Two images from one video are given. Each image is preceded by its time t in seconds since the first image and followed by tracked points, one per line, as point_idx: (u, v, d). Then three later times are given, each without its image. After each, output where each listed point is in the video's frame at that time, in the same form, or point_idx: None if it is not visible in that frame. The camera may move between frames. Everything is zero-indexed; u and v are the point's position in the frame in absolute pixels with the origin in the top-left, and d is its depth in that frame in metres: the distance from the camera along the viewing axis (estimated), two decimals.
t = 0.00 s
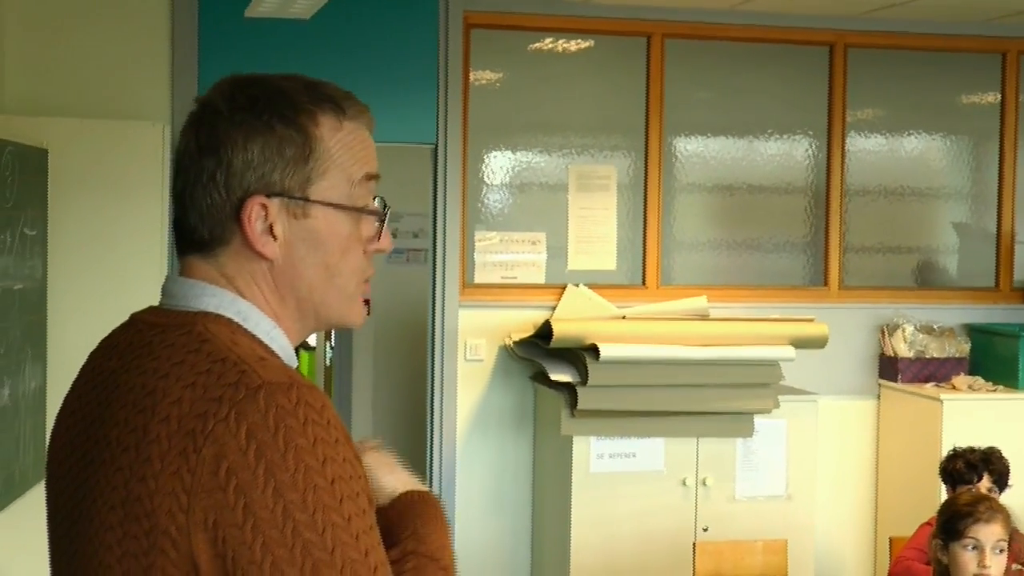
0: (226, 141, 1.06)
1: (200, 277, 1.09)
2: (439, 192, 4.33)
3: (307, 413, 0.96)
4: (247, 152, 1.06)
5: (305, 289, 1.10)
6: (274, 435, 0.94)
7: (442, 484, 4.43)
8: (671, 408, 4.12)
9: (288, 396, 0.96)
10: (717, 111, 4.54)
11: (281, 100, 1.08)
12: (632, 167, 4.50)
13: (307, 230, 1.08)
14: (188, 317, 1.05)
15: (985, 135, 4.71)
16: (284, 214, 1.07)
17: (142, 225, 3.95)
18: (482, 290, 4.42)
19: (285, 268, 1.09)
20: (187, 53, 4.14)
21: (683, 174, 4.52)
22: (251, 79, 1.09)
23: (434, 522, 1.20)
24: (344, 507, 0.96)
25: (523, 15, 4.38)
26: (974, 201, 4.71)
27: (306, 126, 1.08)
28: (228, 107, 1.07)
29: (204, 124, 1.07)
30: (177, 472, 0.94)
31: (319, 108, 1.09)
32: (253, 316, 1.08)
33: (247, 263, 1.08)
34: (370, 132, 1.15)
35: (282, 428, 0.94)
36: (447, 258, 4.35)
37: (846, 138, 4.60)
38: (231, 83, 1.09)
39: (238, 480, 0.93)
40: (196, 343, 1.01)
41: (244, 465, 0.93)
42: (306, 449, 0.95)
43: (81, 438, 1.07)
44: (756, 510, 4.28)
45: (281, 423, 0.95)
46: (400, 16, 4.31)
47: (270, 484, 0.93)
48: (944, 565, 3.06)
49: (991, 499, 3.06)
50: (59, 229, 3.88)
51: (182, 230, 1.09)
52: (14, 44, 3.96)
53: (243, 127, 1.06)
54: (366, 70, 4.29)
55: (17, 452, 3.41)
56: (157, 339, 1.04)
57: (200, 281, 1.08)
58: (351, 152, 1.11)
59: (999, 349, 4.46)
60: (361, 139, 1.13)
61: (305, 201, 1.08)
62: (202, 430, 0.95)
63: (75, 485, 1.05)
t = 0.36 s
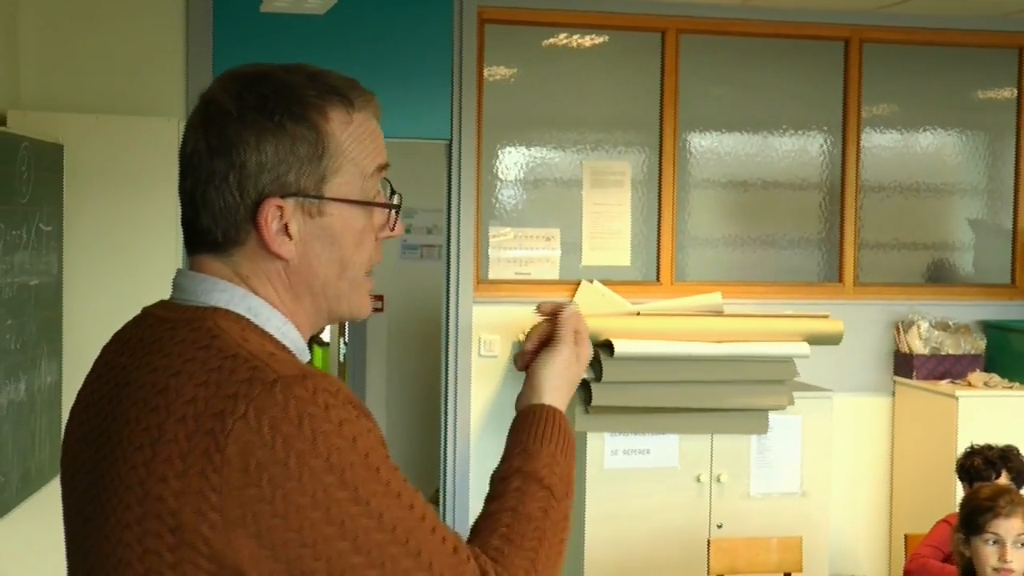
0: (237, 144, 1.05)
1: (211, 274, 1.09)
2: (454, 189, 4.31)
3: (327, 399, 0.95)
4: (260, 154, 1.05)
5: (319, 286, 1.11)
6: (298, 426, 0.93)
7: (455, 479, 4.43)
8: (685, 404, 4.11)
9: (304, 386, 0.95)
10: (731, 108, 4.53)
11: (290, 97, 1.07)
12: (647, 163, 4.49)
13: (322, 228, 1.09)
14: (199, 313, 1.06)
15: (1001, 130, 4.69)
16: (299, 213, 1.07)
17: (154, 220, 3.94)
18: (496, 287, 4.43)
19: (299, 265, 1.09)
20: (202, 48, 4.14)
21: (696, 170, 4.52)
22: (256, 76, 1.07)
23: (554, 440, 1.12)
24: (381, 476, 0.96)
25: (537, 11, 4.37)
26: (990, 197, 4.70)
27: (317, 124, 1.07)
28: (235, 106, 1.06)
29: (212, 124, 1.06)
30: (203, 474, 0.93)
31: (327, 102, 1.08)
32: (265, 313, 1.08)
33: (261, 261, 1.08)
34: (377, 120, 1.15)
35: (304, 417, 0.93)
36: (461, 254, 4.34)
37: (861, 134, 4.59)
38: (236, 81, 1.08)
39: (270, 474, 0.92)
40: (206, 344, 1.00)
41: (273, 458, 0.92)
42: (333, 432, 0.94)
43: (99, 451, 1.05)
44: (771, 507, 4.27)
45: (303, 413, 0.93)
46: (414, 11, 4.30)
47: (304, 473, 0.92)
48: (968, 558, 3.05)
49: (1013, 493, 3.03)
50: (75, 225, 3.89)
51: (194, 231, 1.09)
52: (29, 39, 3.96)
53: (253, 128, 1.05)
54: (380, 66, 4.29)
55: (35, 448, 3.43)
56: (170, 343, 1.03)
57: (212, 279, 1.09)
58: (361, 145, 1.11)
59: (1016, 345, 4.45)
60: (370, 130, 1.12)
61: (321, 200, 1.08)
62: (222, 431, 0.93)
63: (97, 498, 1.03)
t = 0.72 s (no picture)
0: (257, 139, 1.06)
1: (230, 275, 1.09)
2: (462, 191, 4.33)
3: (346, 414, 0.97)
4: (280, 150, 1.06)
5: (338, 285, 1.11)
6: (313, 437, 0.95)
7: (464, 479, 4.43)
8: (694, 406, 4.10)
9: (326, 397, 0.97)
10: (740, 109, 4.52)
11: (309, 95, 1.08)
12: (656, 164, 4.49)
13: (341, 225, 1.09)
14: (220, 316, 1.06)
15: (1011, 131, 4.68)
16: (317, 210, 1.08)
17: (162, 221, 3.93)
18: (505, 288, 4.42)
19: (318, 263, 1.09)
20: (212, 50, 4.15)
21: (705, 172, 4.51)
22: (275, 74, 1.09)
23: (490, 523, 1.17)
24: (383, 507, 0.97)
25: (546, 12, 4.37)
26: (1000, 199, 4.69)
27: (336, 120, 1.08)
28: (254, 103, 1.07)
29: (232, 121, 1.07)
30: (215, 474, 0.95)
31: (345, 100, 1.10)
32: (285, 314, 1.08)
33: (280, 260, 1.08)
34: (393, 121, 1.16)
35: (320, 430, 0.95)
36: (470, 255, 4.34)
37: (871, 135, 4.58)
38: (255, 79, 1.09)
39: (277, 482, 0.94)
40: (231, 344, 1.02)
41: (282, 466, 0.94)
42: (344, 450, 0.95)
43: (115, 440, 1.08)
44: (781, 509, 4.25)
45: (320, 425, 0.95)
46: (423, 13, 4.30)
47: (310, 486, 0.94)
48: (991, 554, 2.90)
49: None
50: (85, 226, 3.89)
51: (213, 231, 1.09)
52: (40, 40, 3.96)
53: (272, 124, 1.06)
54: (390, 68, 4.29)
55: (44, 449, 3.43)
56: (191, 341, 1.05)
57: (231, 280, 1.09)
58: (379, 144, 1.12)
59: None
60: (387, 130, 1.13)
61: (339, 197, 1.08)
62: (240, 432, 0.95)
63: (110, 486, 1.06)
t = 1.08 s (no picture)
0: (256, 142, 1.08)
1: (229, 279, 1.11)
2: (461, 193, 4.33)
3: (345, 417, 0.99)
4: (279, 153, 1.08)
5: (337, 285, 1.14)
6: (312, 439, 0.97)
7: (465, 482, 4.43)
8: (694, 409, 4.10)
9: (325, 400, 0.99)
10: (740, 112, 4.53)
11: (306, 96, 1.10)
12: (655, 167, 4.49)
13: (341, 227, 1.12)
14: (219, 320, 1.08)
15: (1011, 134, 4.69)
16: (317, 212, 1.10)
17: (162, 225, 3.93)
18: (504, 291, 4.43)
19: (317, 265, 1.12)
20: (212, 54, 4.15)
21: (705, 175, 4.52)
22: (272, 78, 1.11)
23: (473, 532, 1.19)
24: (383, 509, 0.99)
25: (546, 16, 4.37)
26: (1000, 201, 4.69)
27: (334, 123, 1.10)
28: (253, 107, 1.09)
29: (230, 125, 1.09)
30: (215, 478, 0.97)
31: (343, 102, 1.12)
32: (284, 317, 1.11)
33: (280, 262, 1.11)
34: (389, 121, 1.18)
35: (320, 432, 0.97)
36: (470, 259, 4.35)
37: (870, 136, 4.58)
38: (252, 83, 1.11)
39: (277, 485, 0.96)
40: (229, 348, 1.04)
41: (282, 469, 0.96)
42: (344, 452, 0.98)
43: (110, 447, 1.09)
44: (781, 512, 4.25)
45: (320, 428, 0.97)
46: (422, 16, 4.30)
47: (310, 489, 0.96)
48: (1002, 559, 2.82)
49: None
50: (85, 231, 3.89)
51: (212, 235, 1.11)
52: (40, 44, 3.97)
53: (270, 127, 1.08)
54: (389, 72, 4.28)
55: (45, 453, 3.43)
56: (189, 346, 1.07)
57: (230, 284, 1.11)
58: (376, 145, 1.14)
59: None
60: (383, 130, 1.16)
61: (338, 199, 1.11)
62: (240, 435, 0.97)
63: (106, 493, 1.07)
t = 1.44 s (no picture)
0: (249, 146, 1.08)
1: (223, 282, 1.11)
2: (458, 195, 4.32)
3: (339, 420, 0.99)
4: (273, 156, 1.08)
5: (332, 287, 1.14)
6: (307, 443, 0.97)
7: (462, 482, 4.44)
8: (691, 409, 4.10)
9: (320, 403, 0.99)
10: (736, 113, 4.53)
11: (299, 98, 1.10)
12: (652, 168, 4.49)
13: (335, 229, 1.12)
14: (214, 322, 1.08)
15: (1007, 135, 4.69)
16: (311, 214, 1.10)
17: (159, 227, 3.93)
18: (501, 292, 4.43)
19: (312, 267, 1.12)
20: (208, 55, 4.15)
21: (702, 176, 4.52)
22: (264, 80, 1.11)
23: (467, 533, 1.19)
24: (378, 513, 0.99)
25: (542, 17, 4.37)
26: (995, 202, 4.70)
27: (328, 124, 1.11)
28: (245, 109, 1.09)
29: (223, 129, 1.09)
30: (209, 482, 0.97)
31: (336, 103, 1.12)
32: (280, 320, 1.11)
33: (275, 265, 1.11)
34: (382, 121, 1.19)
35: (314, 435, 0.97)
36: (466, 260, 4.34)
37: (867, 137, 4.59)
38: (245, 86, 1.11)
39: (272, 489, 0.96)
40: (223, 351, 1.04)
41: (277, 472, 0.96)
42: (339, 455, 0.98)
43: (105, 450, 1.09)
44: (777, 513, 4.25)
45: (314, 431, 0.98)
46: (418, 17, 4.29)
47: (305, 492, 0.96)
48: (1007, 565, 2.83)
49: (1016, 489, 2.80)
50: (81, 232, 3.89)
51: (206, 238, 1.11)
52: (36, 45, 3.97)
53: (264, 130, 1.08)
54: (385, 72, 4.28)
55: (41, 455, 3.43)
56: (183, 348, 1.07)
57: (225, 287, 1.11)
58: (369, 145, 1.14)
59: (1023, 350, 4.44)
60: (377, 131, 1.16)
61: (333, 200, 1.11)
62: (234, 439, 0.97)
63: (101, 496, 1.07)
